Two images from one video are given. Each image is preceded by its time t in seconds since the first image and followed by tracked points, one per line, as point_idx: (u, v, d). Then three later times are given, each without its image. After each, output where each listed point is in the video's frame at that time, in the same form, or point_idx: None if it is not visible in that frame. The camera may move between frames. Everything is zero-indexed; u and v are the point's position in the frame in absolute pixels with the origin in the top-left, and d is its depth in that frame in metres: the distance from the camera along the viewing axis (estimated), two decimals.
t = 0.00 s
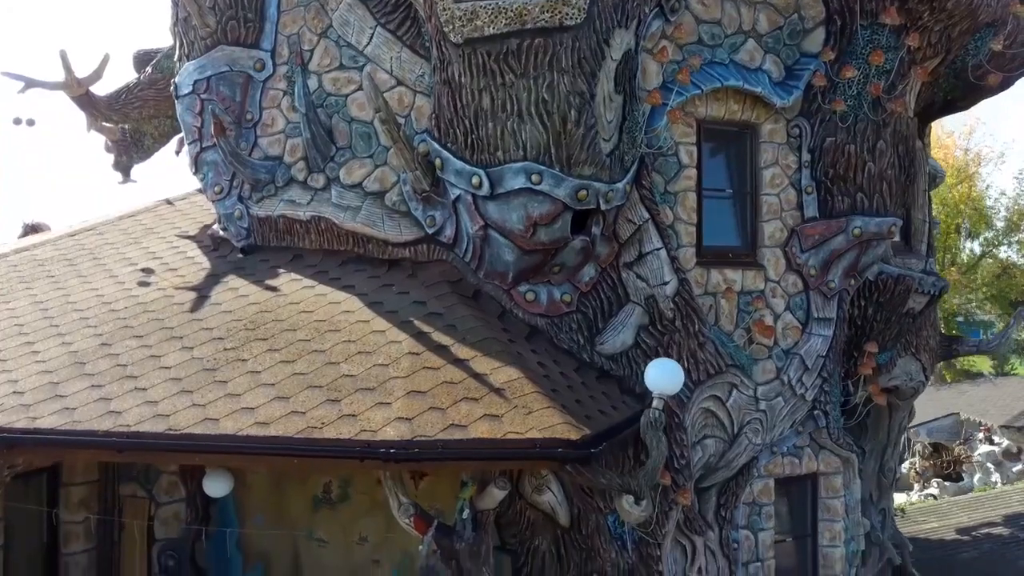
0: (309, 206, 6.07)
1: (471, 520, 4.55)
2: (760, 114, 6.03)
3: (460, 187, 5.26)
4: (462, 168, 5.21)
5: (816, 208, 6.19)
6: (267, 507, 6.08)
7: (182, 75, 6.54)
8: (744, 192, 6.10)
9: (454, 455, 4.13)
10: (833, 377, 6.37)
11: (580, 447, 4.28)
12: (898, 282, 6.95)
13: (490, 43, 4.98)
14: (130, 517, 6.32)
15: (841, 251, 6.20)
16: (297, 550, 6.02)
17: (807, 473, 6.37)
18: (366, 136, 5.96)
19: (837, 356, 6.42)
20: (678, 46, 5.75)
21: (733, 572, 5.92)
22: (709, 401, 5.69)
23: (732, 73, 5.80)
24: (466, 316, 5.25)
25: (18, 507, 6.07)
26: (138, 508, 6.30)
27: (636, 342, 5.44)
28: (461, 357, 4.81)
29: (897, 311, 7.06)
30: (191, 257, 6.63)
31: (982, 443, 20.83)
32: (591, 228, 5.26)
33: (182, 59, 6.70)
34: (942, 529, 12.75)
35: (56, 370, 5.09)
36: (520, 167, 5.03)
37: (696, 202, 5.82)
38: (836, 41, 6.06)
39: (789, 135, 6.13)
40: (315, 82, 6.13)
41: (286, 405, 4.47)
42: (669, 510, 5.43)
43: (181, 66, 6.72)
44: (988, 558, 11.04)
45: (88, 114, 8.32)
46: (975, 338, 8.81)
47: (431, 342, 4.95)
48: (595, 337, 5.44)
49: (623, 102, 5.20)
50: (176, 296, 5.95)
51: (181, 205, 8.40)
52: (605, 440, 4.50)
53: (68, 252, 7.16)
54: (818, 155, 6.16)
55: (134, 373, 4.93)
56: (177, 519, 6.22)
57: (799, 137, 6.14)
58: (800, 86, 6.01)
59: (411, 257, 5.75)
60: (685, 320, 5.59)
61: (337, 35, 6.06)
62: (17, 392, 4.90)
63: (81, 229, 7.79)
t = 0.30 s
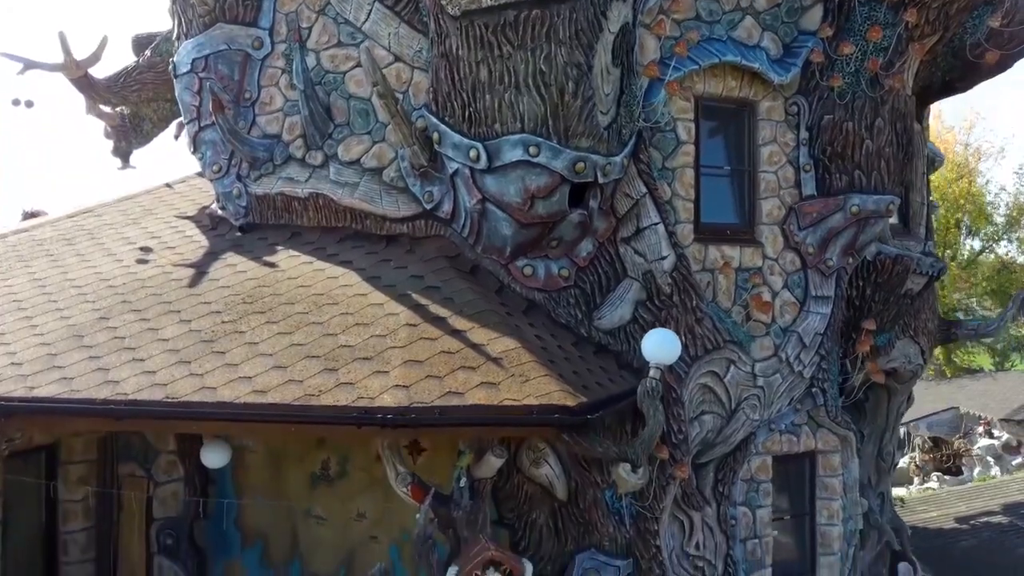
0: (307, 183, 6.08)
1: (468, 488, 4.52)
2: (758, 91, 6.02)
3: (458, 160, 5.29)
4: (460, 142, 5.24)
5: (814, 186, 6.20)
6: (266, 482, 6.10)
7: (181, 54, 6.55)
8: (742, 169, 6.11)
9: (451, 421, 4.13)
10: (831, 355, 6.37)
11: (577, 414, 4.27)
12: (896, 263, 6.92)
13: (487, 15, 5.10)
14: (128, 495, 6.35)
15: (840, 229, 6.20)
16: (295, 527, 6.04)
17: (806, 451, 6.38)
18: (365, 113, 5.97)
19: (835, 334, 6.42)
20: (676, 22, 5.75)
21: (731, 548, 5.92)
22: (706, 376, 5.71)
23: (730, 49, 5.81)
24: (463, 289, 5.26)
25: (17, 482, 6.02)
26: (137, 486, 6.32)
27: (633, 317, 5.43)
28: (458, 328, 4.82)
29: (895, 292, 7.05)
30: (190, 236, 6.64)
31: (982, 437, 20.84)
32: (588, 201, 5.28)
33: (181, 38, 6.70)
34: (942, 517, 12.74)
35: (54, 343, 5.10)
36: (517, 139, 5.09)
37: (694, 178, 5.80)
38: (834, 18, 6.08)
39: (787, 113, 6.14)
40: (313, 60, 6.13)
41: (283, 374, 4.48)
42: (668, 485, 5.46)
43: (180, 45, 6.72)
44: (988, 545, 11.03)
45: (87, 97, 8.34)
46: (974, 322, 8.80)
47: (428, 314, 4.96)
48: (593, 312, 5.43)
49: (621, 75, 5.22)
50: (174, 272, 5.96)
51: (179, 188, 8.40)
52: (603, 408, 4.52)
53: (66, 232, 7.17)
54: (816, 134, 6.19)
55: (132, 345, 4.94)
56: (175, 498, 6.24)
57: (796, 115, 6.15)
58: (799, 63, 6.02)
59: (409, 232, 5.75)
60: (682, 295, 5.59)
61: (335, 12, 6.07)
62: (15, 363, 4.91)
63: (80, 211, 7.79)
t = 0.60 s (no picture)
0: (305, 160, 6.08)
1: (465, 456, 4.52)
2: (755, 68, 6.03)
3: (454, 134, 5.33)
4: (457, 115, 5.31)
5: (812, 164, 6.21)
6: (264, 461, 6.11)
7: (179, 34, 6.57)
8: (738, 146, 6.10)
9: (448, 387, 4.15)
10: (828, 333, 6.37)
11: (573, 379, 4.33)
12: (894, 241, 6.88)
13: None
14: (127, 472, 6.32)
15: (836, 206, 6.23)
16: (294, 506, 6.04)
17: (803, 429, 6.39)
18: (362, 90, 5.98)
19: (833, 312, 6.43)
20: None
21: (728, 524, 5.92)
22: (703, 351, 5.72)
23: (727, 25, 5.81)
24: (461, 263, 5.28)
25: (15, 455, 6.00)
26: (135, 462, 6.30)
27: (631, 293, 5.41)
28: (455, 299, 4.83)
29: (893, 274, 7.06)
30: (188, 215, 6.65)
31: (981, 430, 20.84)
32: (585, 175, 5.33)
33: (179, 18, 6.73)
34: (941, 507, 12.74)
35: (53, 315, 5.11)
36: (514, 110, 5.16)
37: (691, 154, 5.80)
38: None
39: (784, 90, 6.14)
40: (311, 38, 6.14)
41: (280, 343, 4.49)
42: (664, 460, 5.45)
43: (178, 26, 6.75)
44: (987, 534, 11.03)
45: (86, 80, 8.36)
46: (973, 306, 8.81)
47: (425, 286, 4.97)
48: (590, 287, 5.44)
49: (617, 48, 5.37)
50: (172, 249, 5.96)
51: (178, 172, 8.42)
52: (600, 377, 4.53)
53: (65, 213, 7.18)
54: (813, 111, 6.19)
55: (129, 317, 4.94)
56: (173, 477, 6.22)
57: (794, 93, 6.15)
58: (796, 40, 6.04)
59: (406, 208, 5.77)
60: (679, 271, 5.60)
61: None
62: (14, 334, 4.92)
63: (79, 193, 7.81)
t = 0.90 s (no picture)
0: (301, 137, 6.09)
1: (461, 424, 4.53)
2: (750, 45, 6.04)
3: (450, 107, 5.37)
4: (453, 88, 5.34)
5: (808, 142, 6.20)
6: (262, 438, 6.10)
7: (178, 12, 6.54)
8: (734, 123, 6.11)
9: (443, 352, 4.16)
10: (824, 311, 6.40)
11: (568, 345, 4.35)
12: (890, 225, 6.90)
13: None
14: (124, 452, 6.23)
15: (833, 183, 6.21)
16: (292, 482, 6.04)
17: (799, 406, 6.41)
18: (359, 66, 6.00)
19: (829, 289, 6.45)
20: None
21: (724, 499, 5.93)
22: (699, 326, 5.74)
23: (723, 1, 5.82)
24: (457, 236, 5.30)
25: (13, 430, 5.84)
26: (132, 443, 6.23)
27: (627, 268, 5.41)
28: (451, 270, 4.84)
29: (889, 253, 6.99)
30: (186, 194, 6.66)
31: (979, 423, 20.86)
32: (581, 148, 5.33)
33: None
34: (938, 495, 12.76)
35: (50, 287, 5.12)
36: (510, 82, 5.18)
37: (687, 131, 5.77)
38: None
39: (780, 68, 6.16)
40: (308, 15, 6.15)
41: (276, 311, 4.50)
42: (660, 434, 5.45)
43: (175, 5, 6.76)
44: (984, 522, 11.05)
45: (84, 63, 8.39)
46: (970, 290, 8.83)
47: (421, 258, 4.98)
48: (586, 262, 5.45)
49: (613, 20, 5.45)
50: (169, 225, 5.97)
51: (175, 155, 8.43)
52: (594, 345, 4.53)
53: (63, 193, 7.20)
54: (809, 89, 6.21)
55: (126, 288, 4.96)
56: (171, 456, 6.18)
57: (790, 70, 6.18)
58: (792, 17, 6.04)
59: (403, 183, 5.79)
60: (675, 245, 5.61)
61: None
62: (11, 305, 4.93)
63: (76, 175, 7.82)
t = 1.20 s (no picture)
0: (298, 114, 6.11)
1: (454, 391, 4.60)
2: (745, 23, 6.06)
3: (445, 81, 5.39)
4: (448, 61, 5.35)
5: (802, 119, 6.25)
6: (257, 416, 6.05)
7: None
8: (729, 100, 6.13)
9: (435, 317, 4.19)
10: (819, 288, 6.42)
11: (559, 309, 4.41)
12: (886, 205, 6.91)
13: None
14: (119, 430, 6.09)
15: (827, 161, 6.24)
16: (288, 459, 6.01)
17: (793, 383, 6.44)
18: (354, 43, 6.01)
19: (824, 267, 6.46)
20: None
21: (719, 474, 5.97)
22: (693, 302, 5.76)
23: None
24: (451, 208, 5.35)
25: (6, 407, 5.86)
26: (127, 422, 6.09)
27: (621, 242, 5.41)
28: (445, 241, 4.86)
29: (885, 234, 7.02)
30: (183, 172, 6.69)
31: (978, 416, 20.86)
32: (575, 121, 5.36)
33: None
34: (936, 484, 12.77)
35: (46, 260, 5.14)
36: (504, 53, 5.20)
37: (682, 107, 5.81)
38: None
39: (775, 45, 6.19)
40: None
41: (271, 280, 4.52)
42: (655, 408, 5.46)
43: None
44: (982, 510, 11.05)
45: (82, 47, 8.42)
46: (966, 274, 8.86)
47: (416, 229, 5.01)
48: (580, 236, 5.44)
49: None
50: (166, 201, 6.00)
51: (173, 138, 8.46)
52: (587, 313, 4.52)
53: (61, 174, 7.22)
54: (803, 67, 6.24)
55: (122, 259, 4.98)
56: (168, 435, 6.09)
57: (784, 48, 6.21)
58: None
59: (399, 158, 5.80)
60: (670, 220, 5.62)
61: None
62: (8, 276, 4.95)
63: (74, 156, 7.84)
